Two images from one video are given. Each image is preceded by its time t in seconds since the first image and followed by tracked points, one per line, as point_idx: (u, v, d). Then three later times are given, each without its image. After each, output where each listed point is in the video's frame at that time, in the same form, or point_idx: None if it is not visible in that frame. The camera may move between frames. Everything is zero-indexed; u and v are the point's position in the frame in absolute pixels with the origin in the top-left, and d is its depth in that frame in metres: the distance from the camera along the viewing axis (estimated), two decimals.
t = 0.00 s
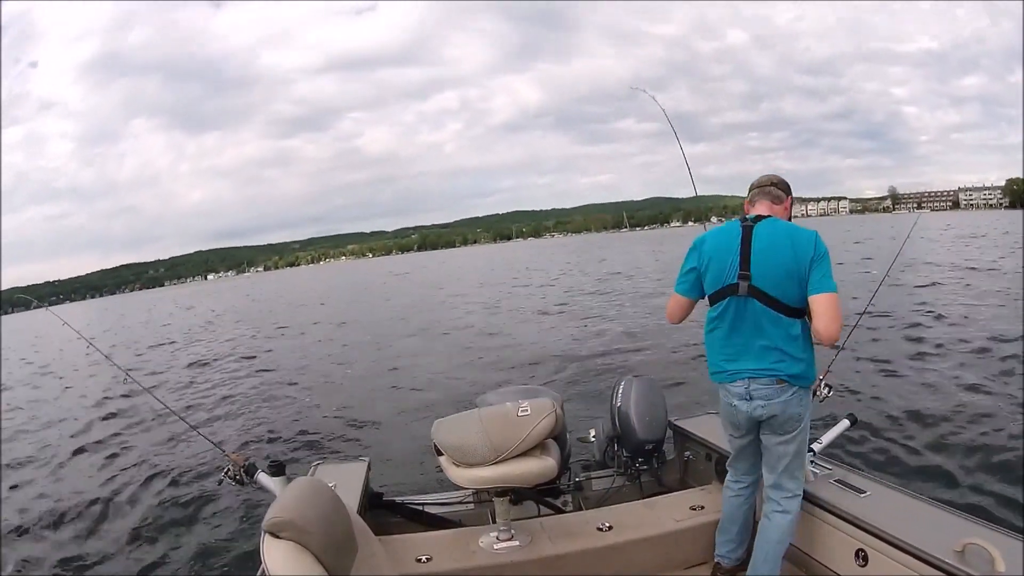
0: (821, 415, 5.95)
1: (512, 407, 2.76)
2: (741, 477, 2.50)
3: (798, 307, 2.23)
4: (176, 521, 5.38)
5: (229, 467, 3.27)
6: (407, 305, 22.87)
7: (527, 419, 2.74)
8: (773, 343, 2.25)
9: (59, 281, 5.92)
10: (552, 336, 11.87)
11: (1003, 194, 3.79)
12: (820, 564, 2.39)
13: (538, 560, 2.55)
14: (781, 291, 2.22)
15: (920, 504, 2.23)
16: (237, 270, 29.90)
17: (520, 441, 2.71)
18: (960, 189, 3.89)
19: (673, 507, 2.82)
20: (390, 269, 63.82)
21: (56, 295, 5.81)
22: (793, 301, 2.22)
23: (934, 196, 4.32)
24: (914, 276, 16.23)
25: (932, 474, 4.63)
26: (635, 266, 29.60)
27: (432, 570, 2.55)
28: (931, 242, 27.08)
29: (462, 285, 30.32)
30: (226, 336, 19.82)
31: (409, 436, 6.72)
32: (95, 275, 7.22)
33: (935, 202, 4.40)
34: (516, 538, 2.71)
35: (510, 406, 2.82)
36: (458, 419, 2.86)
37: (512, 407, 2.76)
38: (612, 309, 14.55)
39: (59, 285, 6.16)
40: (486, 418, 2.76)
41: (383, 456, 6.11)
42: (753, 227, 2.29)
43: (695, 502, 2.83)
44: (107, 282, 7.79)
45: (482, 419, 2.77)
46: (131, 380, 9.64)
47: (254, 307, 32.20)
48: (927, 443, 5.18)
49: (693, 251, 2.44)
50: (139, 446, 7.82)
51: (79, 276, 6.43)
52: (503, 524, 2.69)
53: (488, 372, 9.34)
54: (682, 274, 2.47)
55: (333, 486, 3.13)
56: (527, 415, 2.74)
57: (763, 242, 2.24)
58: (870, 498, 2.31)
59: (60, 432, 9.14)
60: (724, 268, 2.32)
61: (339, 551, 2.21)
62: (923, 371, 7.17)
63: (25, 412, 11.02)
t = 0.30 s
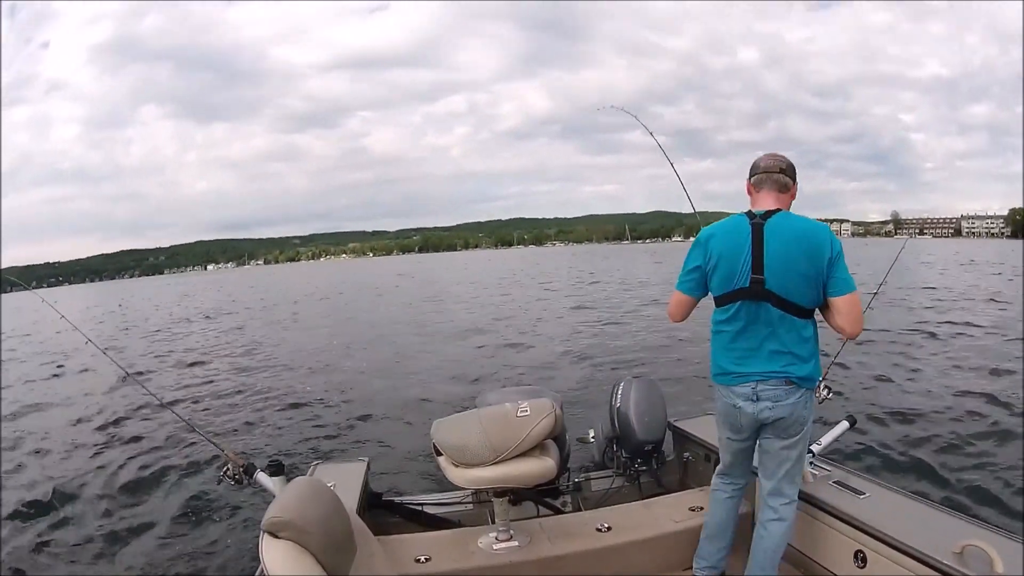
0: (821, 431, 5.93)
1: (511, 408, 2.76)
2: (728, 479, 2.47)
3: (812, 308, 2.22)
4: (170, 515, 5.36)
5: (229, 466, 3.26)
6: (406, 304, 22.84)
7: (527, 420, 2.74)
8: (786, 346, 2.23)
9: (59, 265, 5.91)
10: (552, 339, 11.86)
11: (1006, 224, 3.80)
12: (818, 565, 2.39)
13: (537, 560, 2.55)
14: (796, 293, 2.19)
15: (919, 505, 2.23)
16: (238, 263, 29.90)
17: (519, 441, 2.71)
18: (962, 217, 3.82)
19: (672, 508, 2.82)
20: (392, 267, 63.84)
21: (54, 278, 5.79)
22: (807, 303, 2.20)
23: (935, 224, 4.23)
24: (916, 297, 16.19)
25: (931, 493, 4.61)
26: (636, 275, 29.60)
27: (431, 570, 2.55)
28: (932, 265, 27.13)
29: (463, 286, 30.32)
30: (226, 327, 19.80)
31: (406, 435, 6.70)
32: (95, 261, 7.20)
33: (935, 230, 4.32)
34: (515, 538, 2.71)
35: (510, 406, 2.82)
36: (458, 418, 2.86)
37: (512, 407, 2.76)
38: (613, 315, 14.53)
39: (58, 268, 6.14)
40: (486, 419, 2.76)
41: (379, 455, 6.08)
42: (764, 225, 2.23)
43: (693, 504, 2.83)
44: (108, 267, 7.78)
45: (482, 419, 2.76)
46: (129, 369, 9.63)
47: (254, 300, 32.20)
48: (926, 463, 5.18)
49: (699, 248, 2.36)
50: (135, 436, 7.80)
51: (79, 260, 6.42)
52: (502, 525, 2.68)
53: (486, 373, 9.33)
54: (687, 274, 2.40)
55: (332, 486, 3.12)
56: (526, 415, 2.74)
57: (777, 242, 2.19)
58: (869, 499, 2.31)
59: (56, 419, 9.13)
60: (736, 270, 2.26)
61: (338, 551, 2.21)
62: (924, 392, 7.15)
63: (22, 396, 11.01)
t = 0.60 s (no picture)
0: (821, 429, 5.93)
1: (511, 408, 2.77)
2: (688, 498, 2.32)
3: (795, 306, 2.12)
4: (169, 516, 5.35)
5: (229, 466, 3.26)
6: (405, 304, 22.84)
7: (527, 420, 2.74)
8: (770, 347, 2.12)
9: (57, 267, 5.91)
10: (552, 338, 11.86)
11: (1004, 220, 3.81)
12: (818, 565, 2.39)
13: (538, 560, 2.56)
14: (779, 295, 2.07)
15: (919, 505, 2.23)
16: (238, 264, 29.97)
17: (519, 442, 2.71)
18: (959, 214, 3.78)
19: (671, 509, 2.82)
20: (392, 266, 63.89)
21: (53, 278, 5.80)
22: (791, 302, 2.10)
23: (933, 221, 4.19)
24: (916, 295, 16.22)
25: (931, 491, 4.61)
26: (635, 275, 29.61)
27: (431, 569, 2.55)
28: (929, 262, 27.18)
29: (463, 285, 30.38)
30: (226, 328, 19.83)
31: (406, 434, 6.69)
32: (95, 262, 7.21)
33: (934, 226, 4.27)
34: (515, 538, 2.71)
35: (510, 406, 2.82)
36: (458, 418, 2.85)
37: (512, 407, 2.76)
38: (612, 314, 14.55)
39: (57, 270, 6.14)
40: (486, 418, 2.76)
41: (379, 454, 6.08)
42: (742, 224, 2.08)
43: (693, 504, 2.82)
44: (106, 269, 7.78)
45: (482, 419, 2.76)
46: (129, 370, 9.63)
47: (254, 300, 32.26)
48: (925, 460, 5.19)
49: (673, 254, 2.20)
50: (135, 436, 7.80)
51: (78, 262, 6.42)
52: (502, 524, 2.69)
53: (485, 372, 9.33)
54: (663, 280, 2.24)
55: (332, 486, 3.12)
56: (526, 415, 2.75)
57: (757, 243, 2.05)
58: (870, 499, 2.31)
59: (57, 419, 9.15)
60: (715, 275, 2.11)
61: (338, 551, 2.21)
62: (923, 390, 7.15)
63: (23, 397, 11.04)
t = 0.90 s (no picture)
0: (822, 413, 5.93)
1: (512, 408, 2.78)
2: (660, 514, 2.27)
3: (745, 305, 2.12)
4: (175, 522, 5.35)
5: (229, 467, 3.28)
6: (406, 305, 22.81)
7: (528, 420, 2.75)
8: (725, 349, 2.11)
9: (58, 282, 5.92)
10: (553, 334, 11.86)
11: (999, 190, 3.82)
12: (820, 564, 2.40)
13: (539, 560, 2.58)
14: (730, 295, 2.07)
15: (921, 504, 2.23)
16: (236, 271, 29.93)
17: (520, 441, 2.71)
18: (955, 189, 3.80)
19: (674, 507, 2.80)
20: (390, 268, 63.80)
21: (54, 296, 5.81)
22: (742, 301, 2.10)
23: (930, 195, 4.22)
24: (913, 275, 16.21)
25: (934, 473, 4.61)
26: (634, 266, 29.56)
27: (433, 570, 2.56)
28: (928, 241, 27.16)
29: (462, 285, 30.35)
30: (226, 336, 19.81)
31: (409, 436, 6.70)
32: (94, 276, 7.21)
33: (931, 201, 4.30)
34: (516, 538, 2.72)
35: (511, 406, 2.83)
36: (459, 419, 2.86)
37: (512, 407, 2.78)
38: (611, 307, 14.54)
39: (57, 285, 6.15)
40: (487, 418, 2.77)
41: (382, 457, 6.08)
42: (690, 226, 2.06)
43: (695, 502, 2.81)
44: (106, 282, 7.78)
45: (483, 419, 2.77)
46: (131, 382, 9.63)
47: (253, 307, 32.21)
48: (928, 442, 5.18)
49: (621, 259, 2.17)
50: (139, 446, 7.80)
51: (77, 276, 6.43)
52: (503, 524, 2.70)
53: (488, 372, 9.33)
54: (614, 287, 2.21)
55: (333, 486, 3.12)
56: (527, 415, 2.76)
57: (706, 244, 2.04)
58: (871, 498, 2.31)
59: (61, 433, 9.15)
60: (665, 279, 2.09)
61: (339, 552, 2.21)
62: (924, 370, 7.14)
63: (26, 413, 11.03)
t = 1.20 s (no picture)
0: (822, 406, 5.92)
1: (512, 408, 2.78)
2: (652, 514, 2.26)
3: (727, 306, 2.13)
4: (178, 522, 5.36)
5: (230, 468, 3.28)
6: (406, 304, 22.81)
7: (528, 419, 2.75)
8: (711, 350, 2.10)
9: (58, 284, 5.92)
10: (554, 332, 11.85)
11: (999, 181, 3.83)
12: (822, 564, 2.40)
13: (538, 560, 2.58)
14: (714, 295, 2.07)
15: (922, 503, 2.23)
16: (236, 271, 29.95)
17: (519, 441, 2.71)
18: (955, 179, 3.81)
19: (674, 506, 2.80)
20: (389, 267, 63.80)
21: (55, 297, 5.82)
22: (724, 301, 2.10)
23: (930, 185, 4.22)
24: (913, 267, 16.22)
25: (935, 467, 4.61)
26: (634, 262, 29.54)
27: (433, 570, 2.56)
28: (928, 233, 27.13)
29: (462, 283, 30.37)
30: (227, 337, 19.81)
31: (410, 436, 6.71)
32: (95, 278, 7.22)
33: (931, 191, 4.30)
34: (516, 538, 2.72)
35: (511, 406, 2.83)
36: (459, 419, 2.87)
37: (513, 407, 2.78)
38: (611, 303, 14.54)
39: (58, 287, 6.16)
40: (487, 418, 2.77)
41: (384, 457, 6.09)
42: (675, 226, 2.04)
43: (695, 502, 2.81)
44: (107, 284, 7.79)
45: (483, 419, 2.78)
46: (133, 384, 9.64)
47: (253, 308, 32.22)
48: (929, 435, 5.19)
49: (604, 257, 2.13)
50: (141, 448, 7.82)
51: (77, 278, 6.43)
52: (503, 524, 2.70)
53: (489, 372, 9.32)
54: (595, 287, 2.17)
55: (333, 487, 3.13)
56: (527, 415, 2.76)
57: (692, 244, 2.02)
58: (871, 497, 2.31)
59: (64, 435, 9.16)
60: (649, 279, 2.06)
61: (339, 552, 2.21)
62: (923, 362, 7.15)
63: (28, 416, 11.04)
